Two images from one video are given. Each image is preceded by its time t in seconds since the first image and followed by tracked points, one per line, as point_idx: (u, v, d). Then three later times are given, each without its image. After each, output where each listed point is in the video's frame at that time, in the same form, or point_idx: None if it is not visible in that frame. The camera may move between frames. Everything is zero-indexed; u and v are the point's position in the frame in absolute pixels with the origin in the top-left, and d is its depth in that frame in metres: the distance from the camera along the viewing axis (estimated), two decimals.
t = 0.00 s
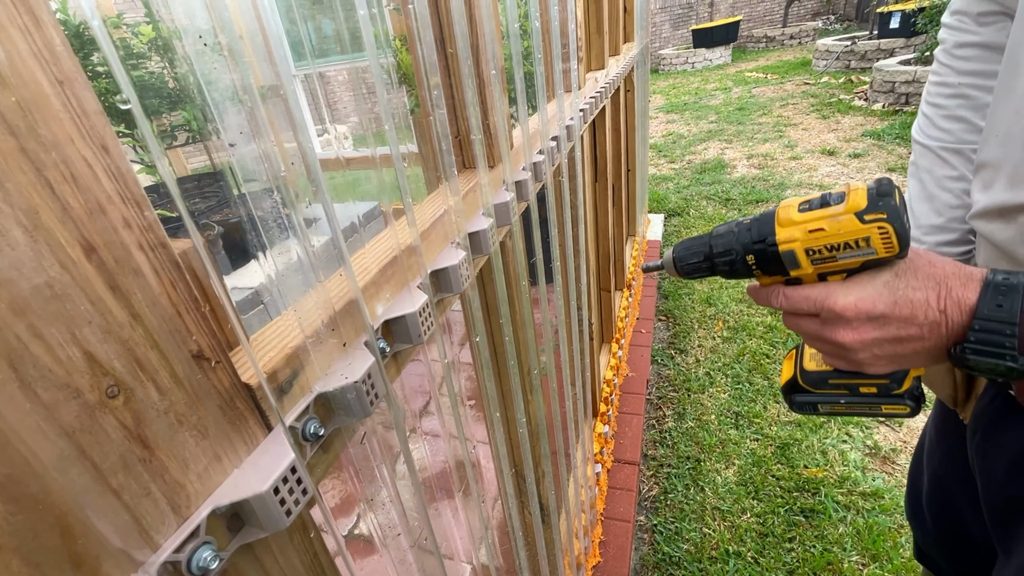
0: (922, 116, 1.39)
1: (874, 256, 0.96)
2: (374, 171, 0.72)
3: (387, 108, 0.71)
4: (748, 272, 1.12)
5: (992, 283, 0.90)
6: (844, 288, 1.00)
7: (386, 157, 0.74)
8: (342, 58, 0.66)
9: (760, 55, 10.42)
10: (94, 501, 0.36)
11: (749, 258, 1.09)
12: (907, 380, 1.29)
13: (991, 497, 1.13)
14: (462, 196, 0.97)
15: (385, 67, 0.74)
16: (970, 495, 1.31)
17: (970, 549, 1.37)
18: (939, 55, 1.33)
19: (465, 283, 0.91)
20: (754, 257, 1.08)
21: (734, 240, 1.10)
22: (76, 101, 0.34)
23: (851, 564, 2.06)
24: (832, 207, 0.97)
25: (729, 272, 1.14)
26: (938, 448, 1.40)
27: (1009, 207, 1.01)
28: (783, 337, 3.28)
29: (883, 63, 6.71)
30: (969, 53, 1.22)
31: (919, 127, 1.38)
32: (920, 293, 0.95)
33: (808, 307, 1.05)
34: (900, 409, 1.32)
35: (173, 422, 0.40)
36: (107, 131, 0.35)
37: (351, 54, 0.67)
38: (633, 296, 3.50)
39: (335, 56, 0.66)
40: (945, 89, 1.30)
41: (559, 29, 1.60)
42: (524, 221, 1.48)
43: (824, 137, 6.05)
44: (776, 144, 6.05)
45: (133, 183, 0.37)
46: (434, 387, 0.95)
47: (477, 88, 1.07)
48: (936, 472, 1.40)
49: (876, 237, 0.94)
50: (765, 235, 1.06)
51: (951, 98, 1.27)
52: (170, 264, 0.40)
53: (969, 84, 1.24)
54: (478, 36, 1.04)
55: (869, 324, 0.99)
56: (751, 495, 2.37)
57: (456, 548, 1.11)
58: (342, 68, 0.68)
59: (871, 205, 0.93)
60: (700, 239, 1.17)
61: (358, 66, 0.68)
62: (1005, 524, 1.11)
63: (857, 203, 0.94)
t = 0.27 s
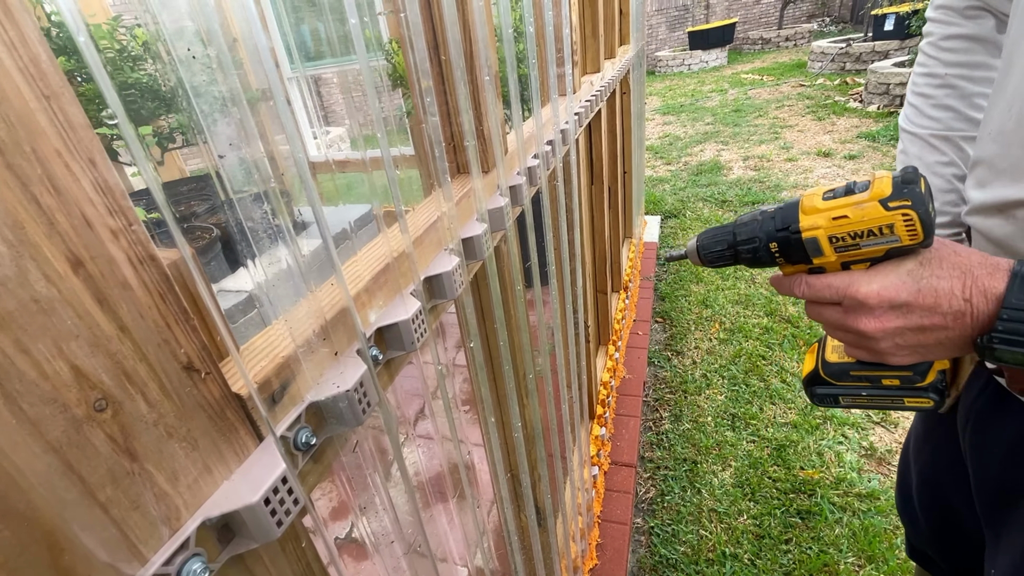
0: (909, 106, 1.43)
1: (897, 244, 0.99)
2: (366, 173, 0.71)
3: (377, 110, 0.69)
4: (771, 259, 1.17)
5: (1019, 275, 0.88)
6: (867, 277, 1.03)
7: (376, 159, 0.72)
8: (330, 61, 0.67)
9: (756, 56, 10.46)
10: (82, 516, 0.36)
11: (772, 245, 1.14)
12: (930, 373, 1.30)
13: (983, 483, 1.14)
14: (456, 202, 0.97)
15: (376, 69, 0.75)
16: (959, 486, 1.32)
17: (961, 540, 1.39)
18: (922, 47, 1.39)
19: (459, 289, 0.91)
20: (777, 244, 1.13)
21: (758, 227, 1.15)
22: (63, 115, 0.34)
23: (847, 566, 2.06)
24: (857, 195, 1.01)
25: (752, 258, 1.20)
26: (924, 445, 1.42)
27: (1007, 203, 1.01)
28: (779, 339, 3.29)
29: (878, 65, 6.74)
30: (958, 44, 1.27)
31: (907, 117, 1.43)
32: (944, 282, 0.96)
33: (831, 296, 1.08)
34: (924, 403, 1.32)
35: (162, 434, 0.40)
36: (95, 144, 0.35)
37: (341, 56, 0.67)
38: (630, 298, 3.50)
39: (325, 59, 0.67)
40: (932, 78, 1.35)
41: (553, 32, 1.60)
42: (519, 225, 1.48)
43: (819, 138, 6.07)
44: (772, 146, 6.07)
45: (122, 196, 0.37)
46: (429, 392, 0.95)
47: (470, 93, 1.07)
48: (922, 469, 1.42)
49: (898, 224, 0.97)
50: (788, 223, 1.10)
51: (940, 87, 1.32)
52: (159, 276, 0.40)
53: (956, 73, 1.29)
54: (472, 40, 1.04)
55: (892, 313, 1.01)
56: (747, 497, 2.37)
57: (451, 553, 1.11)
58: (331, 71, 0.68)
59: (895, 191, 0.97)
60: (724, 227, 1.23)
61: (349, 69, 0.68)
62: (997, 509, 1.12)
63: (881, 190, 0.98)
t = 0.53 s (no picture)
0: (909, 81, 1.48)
1: (907, 263, 0.98)
2: (358, 174, 0.71)
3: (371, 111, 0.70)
4: (778, 280, 1.17)
5: None
6: (877, 297, 1.00)
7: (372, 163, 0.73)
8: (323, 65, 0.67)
9: (753, 57, 10.49)
10: (76, 523, 0.36)
11: (777, 266, 1.15)
12: (950, 393, 1.19)
13: (981, 487, 1.15)
14: (452, 205, 0.98)
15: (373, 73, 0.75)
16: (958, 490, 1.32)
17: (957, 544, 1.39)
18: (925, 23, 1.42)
19: (455, 293, 0.91)
20: (783, 265, 1.14)
21: (763, 248, 1.16)
22: (57, 124, 0.34)
23: (844, 566, 2.07)
24: (862, 215, 1.02)
25: (758, 279, 1.20)
26: (924, 449, 1.43)
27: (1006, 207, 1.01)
28: (776, 339, 3.29)
29: (874, 66, 6.77)
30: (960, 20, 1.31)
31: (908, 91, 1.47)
32: (959, 301, 0.93)
33: (840, 317, 1.06)
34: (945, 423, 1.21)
35: (157, 441, 0.40)
36: (88, 153, 0.36)
37: (335, 59, 0.68)
38: (627, 299, 3.51)
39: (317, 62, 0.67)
40: (931, 53, 1.39)
41: (550, 34, 1.61)
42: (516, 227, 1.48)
43: (816, 139, 6.09)
44: (769, 147, 6.09)
45: (115, 203, 0.37)
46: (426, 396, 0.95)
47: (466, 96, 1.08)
48: (922, 472, 1.42)
49: (907, 243, 0.96)
50: (794, 243, 1.11)
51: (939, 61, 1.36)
52: (154, 284, 0.40)
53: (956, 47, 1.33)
54: (467, 43, 1.04)
55: (904, 333, 0.98)
56: (745, 498, 2.38)
57: (448, 555, 1.11)
58: (323, 73, 0.68)
59: (902, 211, 0.97)
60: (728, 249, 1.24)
61: (342, 71, 0.68)
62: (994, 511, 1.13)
63: (887, 209, 0.99)
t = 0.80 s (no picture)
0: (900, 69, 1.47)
1: (906, 273, 0.98)
2: (350, 176, 0.71)
3: (361, 112, 0.70)
4: (775, 286, 1.19)
5: None
6: (877, 309, 0.99)
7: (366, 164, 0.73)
8: (317, 66, 0.67)
9: (751, 58, 10.51)
10: (64, 529, 0.36)
11: (774, 272, 1.17)
12: (954, 412, 1.20)
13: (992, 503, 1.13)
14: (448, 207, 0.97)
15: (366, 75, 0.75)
16: (963, 500, 1.31)
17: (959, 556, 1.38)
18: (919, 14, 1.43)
19: (451, 295, 0.91)
20: (780, 271, 1.15)
21: (761, 254, 1.18)
22: (43, 128, 0.33)
23: (844, 567, 2.06)
24: (862, 221, 1.02)
25: (756, 284, 1.22)
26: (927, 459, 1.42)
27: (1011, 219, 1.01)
28: (775, 340, 3.29)
29: (873, 66, 6.78)
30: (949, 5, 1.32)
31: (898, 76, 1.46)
32: (962, 316, 0.91)
33: (840, 327, 1.05)
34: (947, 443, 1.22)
35: (147, 446, 0.40)
36: (76, 157, 0.35)
37: (327, 61, 0.67)
38: (626, 300, 3.51)
39: (311, 64, 0.67)
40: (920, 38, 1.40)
41: (547, 35, 1.61)
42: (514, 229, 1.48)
43: (814, 139, 6.10)
44: (768, 147, 6.10)
45: (103, 207, 0.37)
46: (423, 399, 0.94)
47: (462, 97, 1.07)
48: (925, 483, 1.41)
49: (906, 252, 0.96)
50: (791, 249, 1.13)
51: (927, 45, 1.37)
52: (144, 288, 0.40)
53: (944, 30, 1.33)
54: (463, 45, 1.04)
55: (904, 347, 0.95)
56: (744, 498, 2.37)
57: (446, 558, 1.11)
58: (316, 75, 0.68)
59: (902, 219, 0.97)
60: (729, 255, 1.27)
61: (334, 74, 0.69)
62: (1002, 531, 1.11)
63: (887, 217, 0.99)
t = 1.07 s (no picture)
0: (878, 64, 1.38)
1: (897, 265, 0.87)
2: (346, 178, 0.70)
3: (358, 115, 0.69)
4: (753, 255, 1.08)
5: None
6: (852, 298, 0.92)
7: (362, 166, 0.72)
8: (312, 68, 0.66)
9: (751, 58, 10.51)
10: (52, 540, 0.35)
11: (754, 241, 1.05)
12: (902, 405, 1.24)
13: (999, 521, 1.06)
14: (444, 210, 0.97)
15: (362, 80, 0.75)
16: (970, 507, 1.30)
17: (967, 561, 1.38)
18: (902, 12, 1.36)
19: (448, 299, 0.90)
20: (761, 241, 1.04)
21: (744, 219, 1.06)
22: (30, 135, 0.33)
23: (844, 569, 2.06)
24: (862, 201, 0.89)
25: (733, 252, 1.11)
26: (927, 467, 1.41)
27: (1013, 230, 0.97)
28: (775, 340, 3.29)
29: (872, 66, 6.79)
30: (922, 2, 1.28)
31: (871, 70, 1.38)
32: (941, 316, 0.85)
33: (811, 311, 0.98)
34: (887, 432, 1.29)
35: (137, 454, 0.40)
36: (64, 164, 0.35)
37: (321, 64, 0.66)
38: (626, 301, 3.50)
39: (306, 65, 0.66)
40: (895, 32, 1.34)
41: (545, 36, 1.60)
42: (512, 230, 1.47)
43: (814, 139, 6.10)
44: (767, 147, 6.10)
45: (92, 215, 0.37)
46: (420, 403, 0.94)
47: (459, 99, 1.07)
48: (930, 490, 1.40)
49: (903, 245, 0.85)
50: (777, 221, 1.01)
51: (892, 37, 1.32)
52: (134, 296, 0.39)
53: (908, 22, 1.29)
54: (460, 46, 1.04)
55: (872, 342, 0.91)
56: (744, 500, 2.37)
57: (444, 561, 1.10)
58: (312, 76, 0.67)
59: (907, 205, 0.85)
60: (709, 214, 1.14)
61: (328, 75, 0.67)
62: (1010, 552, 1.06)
63: (892, 200, 0.86)
